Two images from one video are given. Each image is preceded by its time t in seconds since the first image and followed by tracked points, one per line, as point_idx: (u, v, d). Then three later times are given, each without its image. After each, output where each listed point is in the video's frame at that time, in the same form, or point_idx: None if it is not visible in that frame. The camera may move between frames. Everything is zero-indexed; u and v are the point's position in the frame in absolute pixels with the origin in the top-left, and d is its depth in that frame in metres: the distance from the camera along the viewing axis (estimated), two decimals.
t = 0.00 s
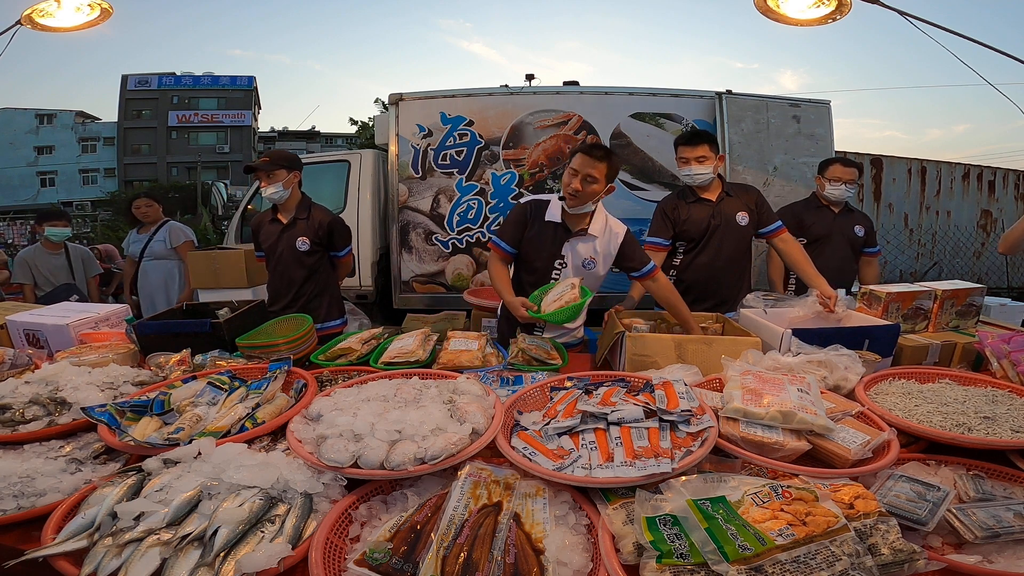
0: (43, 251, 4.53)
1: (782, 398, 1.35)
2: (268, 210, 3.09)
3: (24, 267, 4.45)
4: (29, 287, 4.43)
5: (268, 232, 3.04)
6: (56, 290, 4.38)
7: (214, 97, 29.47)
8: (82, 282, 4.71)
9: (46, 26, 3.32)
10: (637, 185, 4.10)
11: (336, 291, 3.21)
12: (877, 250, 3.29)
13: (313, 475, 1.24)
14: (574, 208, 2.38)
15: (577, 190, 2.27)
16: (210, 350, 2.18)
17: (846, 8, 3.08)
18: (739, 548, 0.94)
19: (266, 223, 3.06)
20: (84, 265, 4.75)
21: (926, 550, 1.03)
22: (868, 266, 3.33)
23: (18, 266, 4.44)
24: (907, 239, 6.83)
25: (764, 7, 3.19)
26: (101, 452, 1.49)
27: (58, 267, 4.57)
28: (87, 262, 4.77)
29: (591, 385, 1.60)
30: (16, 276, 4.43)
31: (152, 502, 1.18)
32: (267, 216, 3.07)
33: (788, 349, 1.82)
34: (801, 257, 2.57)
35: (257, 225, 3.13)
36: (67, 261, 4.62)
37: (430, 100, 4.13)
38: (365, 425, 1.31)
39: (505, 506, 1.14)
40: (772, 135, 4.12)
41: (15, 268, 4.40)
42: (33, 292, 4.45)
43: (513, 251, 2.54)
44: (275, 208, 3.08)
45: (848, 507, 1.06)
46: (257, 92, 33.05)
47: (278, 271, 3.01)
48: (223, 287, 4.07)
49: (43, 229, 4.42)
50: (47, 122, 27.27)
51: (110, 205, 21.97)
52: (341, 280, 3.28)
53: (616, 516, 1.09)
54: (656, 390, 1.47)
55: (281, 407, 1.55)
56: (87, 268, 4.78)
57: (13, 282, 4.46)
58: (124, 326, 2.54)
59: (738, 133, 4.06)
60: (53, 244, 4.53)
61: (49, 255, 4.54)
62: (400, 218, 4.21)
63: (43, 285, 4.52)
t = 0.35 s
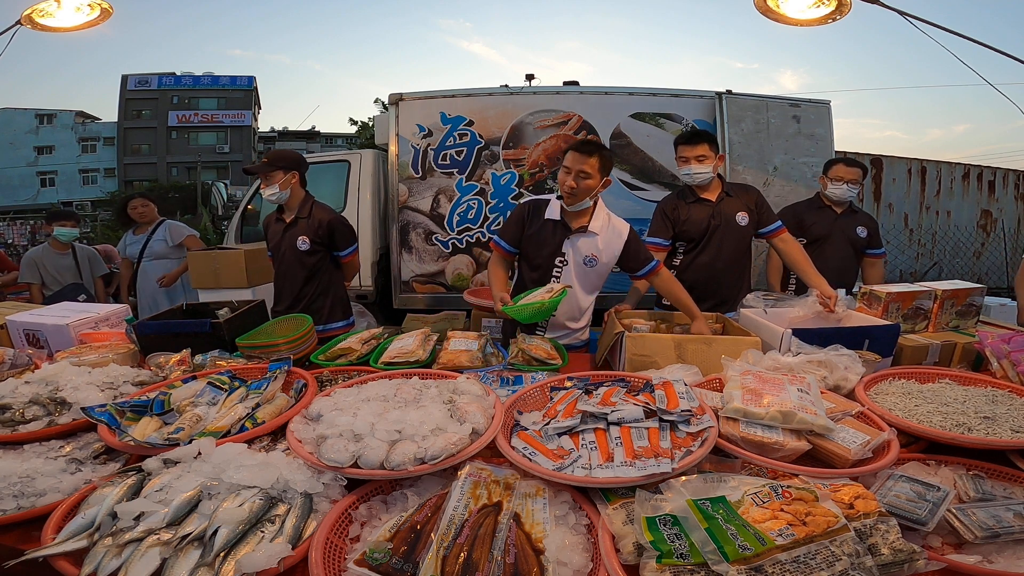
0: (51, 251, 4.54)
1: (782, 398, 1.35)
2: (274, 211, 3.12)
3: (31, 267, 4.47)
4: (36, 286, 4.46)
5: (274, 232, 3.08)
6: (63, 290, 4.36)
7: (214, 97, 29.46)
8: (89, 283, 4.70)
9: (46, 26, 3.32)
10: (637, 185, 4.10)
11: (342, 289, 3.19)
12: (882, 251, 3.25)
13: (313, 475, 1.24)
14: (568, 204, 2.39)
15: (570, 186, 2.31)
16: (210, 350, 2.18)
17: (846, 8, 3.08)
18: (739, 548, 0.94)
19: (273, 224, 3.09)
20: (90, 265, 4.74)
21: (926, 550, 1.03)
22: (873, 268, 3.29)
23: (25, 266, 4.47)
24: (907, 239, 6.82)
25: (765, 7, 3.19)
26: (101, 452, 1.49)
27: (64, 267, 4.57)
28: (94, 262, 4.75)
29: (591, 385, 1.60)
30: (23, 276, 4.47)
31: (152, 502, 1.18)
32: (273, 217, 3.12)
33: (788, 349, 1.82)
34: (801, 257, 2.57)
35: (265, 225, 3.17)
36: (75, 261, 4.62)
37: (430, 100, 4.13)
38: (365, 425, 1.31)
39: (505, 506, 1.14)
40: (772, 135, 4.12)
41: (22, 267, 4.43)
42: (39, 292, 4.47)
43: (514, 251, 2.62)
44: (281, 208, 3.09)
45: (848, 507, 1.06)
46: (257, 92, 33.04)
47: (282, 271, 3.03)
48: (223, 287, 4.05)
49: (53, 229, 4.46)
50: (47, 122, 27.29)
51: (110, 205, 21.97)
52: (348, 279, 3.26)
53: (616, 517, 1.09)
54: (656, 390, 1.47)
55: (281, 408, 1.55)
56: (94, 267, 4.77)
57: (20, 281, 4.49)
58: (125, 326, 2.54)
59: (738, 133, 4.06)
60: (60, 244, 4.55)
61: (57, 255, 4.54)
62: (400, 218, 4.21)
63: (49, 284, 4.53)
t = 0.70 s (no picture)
0: (55, 250, 4.55)
1: (782, 398, 1.35)
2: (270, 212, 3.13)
3: (34, 266, 4.48)
4: (37, 284, 4.47)
5: (269, 232, 3.09)
6: (64, 289, 4.35)
7: (214, 96, 29.44)
8: (91, 283, 4.69)
9: (46, 26, 3.32)
10: (637, 185, 4.10)
11: (337, 290, 3.17)
12: (885, 252, 3.23)
13: (313, 475, 1.24)
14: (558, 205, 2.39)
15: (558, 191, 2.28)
16: (210, 350, 2.18)
17: (846, 8, 3.08)
18: (739, 548, 0.94)
19: (269, 224, 3.09)
20: (93, 266, 4.73)
21: (926, 550, 1.03)
22: (874, 270, 3.27)
23: (29, 264, 4.48)
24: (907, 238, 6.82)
25: (765, 7, 3.19)
26: (101, 452, 1.49)
27: (67, 266, 4.58)
28: (97, 263, 4.74)
29: (591, 385, 1.60)
30: (25, 275, 4.47)
31: (151, 502, 1.18)
32: (269, 218, 3.12)
33: (788, 349, 1.82)
34: (801, 257, 2.57)
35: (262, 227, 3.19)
36: (78, 261, 4.62)
37: (430, 100, 4.13)
38: (365, 425, 1.31)
39: (505, 506, 1.14)
40: (772, 135, 4.12)
41: (24, 266, 4.44)
42: (40, 292, 4.47)
43: (511, 256, 2.63)
44: (277, 209, 3.10)
45: (848, 507, 1.06)
46: (257, 92, 33.03)
47: (278, 271, 3.04)
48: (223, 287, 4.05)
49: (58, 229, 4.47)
50: (47, 122, 27.29)
51: (110, 205, 21.97)
52: (344, 280, 3.23)
53: (616, 516, 1.09)
54: (656, 390, 1.47)
55: (281, 408, 1.55)
56: (97, 268, 4.75)
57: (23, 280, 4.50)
58: (125, 326, 2.54)
59: (738, 133, 4.06)
60: (63, 244, 4.55)
61: (60, 255, 4.55)
62: (400, 218, 4.21)
63: (51, 284, 4.54)
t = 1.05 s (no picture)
0: (56, 250, 4.55)
1: (782, 398, 1.35)
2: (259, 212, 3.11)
3: (33, 265, 4.50)
4: (35, 283, 4.49)
5: (258, 233, 3.08)
6: (60, 289, 4.34)
7: (214, 97, 29.44)
8: (90, 284, 4.68)
9: (46, 26, 3.32)
10: (637, 185, 4.10)
11: (327, 289, 3.18)
12: (886, 253, 3.22)
13: (313, 475, 1.24)
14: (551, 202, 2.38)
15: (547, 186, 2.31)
16: (210, 350, 2.18)
17: (846, 8, 3.08)
18: (739, 548, 0.94)
19: (259, 226, 3.09)
20: (93, 267, 4.72)
21: (926, 550, 1.03)
22: (875, 270, 3.26)
23: (28, 263, 4.50)
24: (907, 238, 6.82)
25: (764, 7, 3.19)
26: (101, 452, 1.49)
27: (66, 267, 4.58)
28: (97, 264, 4.73)
29: (591, 385, 1.60)
30: (25, 274, 4.52)
31: (151, 502, 1.18)
32: (258, 219, 3.10)
33: (788, 349, 1.82)
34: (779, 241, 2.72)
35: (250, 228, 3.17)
36: (78, 261, 4.62)
37: (430, 100, 4.13)
38: (365, 425, 1.31)
39: (505, 506, 1.14)
40: (772, 135, 4.12)
41: (24, 265, 4.47)
42: (39, 290, 4.52)
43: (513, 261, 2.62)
44: (266, 210, 3.09)
45: (848, 507, 1.06)
46: (257, 92, 33.03)
47: (268, 271, 3.03)
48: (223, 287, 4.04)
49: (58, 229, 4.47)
50: (47, 122, 27.30)
51: (111, 205, 21.98)
52: (333, 278, 3.24)
53: (616, 516, 1.09)
54: (656, 390, 1.47)
55: (281, 408, 1.55)
56: (97, 269, 4.74)
57: (22, 279, 4.54)
58: (125, 326, 2.54)
59: (738, 133, 4.06)
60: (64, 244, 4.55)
61: (60, 255, 4.56)
62: (400, 218, 4.21)
63: (49, 284, 4.56)
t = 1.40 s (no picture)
0: (51, 250, 4.55)
1: (782, 398, 1.35)
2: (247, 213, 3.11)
3: (28, 266, 4.48)
4: (31, 284, 4.47)
5: (246, 234, 3.08)
6: (59, 289, 4.47)
7: (214, 96, 29.44)
8: (86, 284, 4.70)
9: (46, 26, 3.33)
10: (637, 185, 4.10)
11: (314, 289, 3.17)
12: (885, 252, 3.22)
13: (313, 475, 1.24)
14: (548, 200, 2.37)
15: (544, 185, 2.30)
16: (210, 350, 2.18)
17: (846, 8, 3.08)
18: (739, 548, 0.94)
19: (247, 226, 3.09)
20: (89, 267, 4.74)
21: (926, 550, 1.03)
22: (874, 270, 3.25)
23: (23, 264, 4.48)
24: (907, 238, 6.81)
25: (765, 7, 3.19)
26: (101, 452, 1.49)
27: (62, 267, 4.57)
28: (93, 264, 4.76)
29: (591, 385, 1.60)
30: (20, 274, 4.47)
31: (151, 502, 1.18)
32: (246, 220, 3.11)
33: (788, 349, 1.82)
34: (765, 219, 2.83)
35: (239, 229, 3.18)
36: (74, 261, 4.61)
37: (430, 100, 4.13)
38: (365, 425, 1.31)
39: (505, 506, 1.14)
40: (772, 135, 4.12)
41: (19, 266, 4.44)
42: (34, 291, 4.47)
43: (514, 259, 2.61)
44: (255, 211, 3.09)
45: (848, 507, 1.06)
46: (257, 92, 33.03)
47: (255, 271, 3.02)
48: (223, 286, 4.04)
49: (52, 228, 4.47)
50: (47, 122, 27.31)
51: (111, 205, 21.99)
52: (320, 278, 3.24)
53: (616, 517, 1.09)
54: (656, 390, 1.47)
55: (281, 408, 1.55)
56: (93, 269, 4.75)
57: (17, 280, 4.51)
58: (125, 326, 2.54)
59: (738, 134, 4.06)
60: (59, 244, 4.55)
61: (56, 255, 4.55)
62: (400, 218, 4.21)
63: (45, 284, 4.53)
